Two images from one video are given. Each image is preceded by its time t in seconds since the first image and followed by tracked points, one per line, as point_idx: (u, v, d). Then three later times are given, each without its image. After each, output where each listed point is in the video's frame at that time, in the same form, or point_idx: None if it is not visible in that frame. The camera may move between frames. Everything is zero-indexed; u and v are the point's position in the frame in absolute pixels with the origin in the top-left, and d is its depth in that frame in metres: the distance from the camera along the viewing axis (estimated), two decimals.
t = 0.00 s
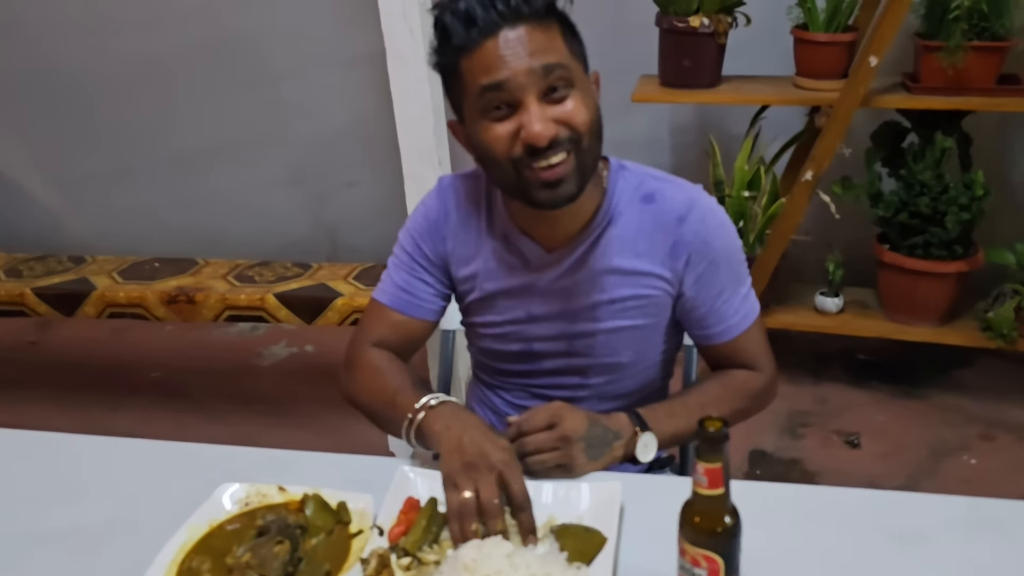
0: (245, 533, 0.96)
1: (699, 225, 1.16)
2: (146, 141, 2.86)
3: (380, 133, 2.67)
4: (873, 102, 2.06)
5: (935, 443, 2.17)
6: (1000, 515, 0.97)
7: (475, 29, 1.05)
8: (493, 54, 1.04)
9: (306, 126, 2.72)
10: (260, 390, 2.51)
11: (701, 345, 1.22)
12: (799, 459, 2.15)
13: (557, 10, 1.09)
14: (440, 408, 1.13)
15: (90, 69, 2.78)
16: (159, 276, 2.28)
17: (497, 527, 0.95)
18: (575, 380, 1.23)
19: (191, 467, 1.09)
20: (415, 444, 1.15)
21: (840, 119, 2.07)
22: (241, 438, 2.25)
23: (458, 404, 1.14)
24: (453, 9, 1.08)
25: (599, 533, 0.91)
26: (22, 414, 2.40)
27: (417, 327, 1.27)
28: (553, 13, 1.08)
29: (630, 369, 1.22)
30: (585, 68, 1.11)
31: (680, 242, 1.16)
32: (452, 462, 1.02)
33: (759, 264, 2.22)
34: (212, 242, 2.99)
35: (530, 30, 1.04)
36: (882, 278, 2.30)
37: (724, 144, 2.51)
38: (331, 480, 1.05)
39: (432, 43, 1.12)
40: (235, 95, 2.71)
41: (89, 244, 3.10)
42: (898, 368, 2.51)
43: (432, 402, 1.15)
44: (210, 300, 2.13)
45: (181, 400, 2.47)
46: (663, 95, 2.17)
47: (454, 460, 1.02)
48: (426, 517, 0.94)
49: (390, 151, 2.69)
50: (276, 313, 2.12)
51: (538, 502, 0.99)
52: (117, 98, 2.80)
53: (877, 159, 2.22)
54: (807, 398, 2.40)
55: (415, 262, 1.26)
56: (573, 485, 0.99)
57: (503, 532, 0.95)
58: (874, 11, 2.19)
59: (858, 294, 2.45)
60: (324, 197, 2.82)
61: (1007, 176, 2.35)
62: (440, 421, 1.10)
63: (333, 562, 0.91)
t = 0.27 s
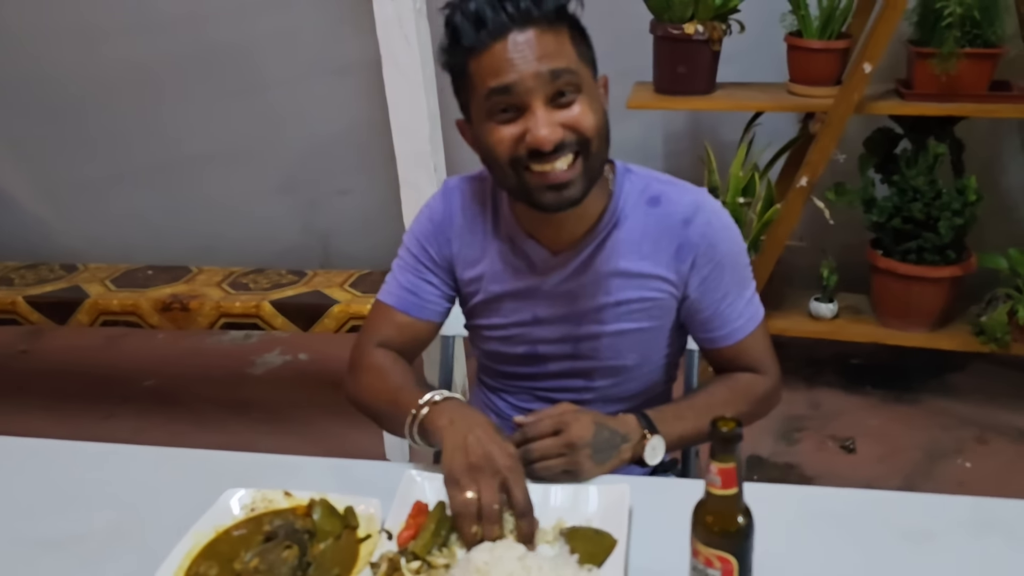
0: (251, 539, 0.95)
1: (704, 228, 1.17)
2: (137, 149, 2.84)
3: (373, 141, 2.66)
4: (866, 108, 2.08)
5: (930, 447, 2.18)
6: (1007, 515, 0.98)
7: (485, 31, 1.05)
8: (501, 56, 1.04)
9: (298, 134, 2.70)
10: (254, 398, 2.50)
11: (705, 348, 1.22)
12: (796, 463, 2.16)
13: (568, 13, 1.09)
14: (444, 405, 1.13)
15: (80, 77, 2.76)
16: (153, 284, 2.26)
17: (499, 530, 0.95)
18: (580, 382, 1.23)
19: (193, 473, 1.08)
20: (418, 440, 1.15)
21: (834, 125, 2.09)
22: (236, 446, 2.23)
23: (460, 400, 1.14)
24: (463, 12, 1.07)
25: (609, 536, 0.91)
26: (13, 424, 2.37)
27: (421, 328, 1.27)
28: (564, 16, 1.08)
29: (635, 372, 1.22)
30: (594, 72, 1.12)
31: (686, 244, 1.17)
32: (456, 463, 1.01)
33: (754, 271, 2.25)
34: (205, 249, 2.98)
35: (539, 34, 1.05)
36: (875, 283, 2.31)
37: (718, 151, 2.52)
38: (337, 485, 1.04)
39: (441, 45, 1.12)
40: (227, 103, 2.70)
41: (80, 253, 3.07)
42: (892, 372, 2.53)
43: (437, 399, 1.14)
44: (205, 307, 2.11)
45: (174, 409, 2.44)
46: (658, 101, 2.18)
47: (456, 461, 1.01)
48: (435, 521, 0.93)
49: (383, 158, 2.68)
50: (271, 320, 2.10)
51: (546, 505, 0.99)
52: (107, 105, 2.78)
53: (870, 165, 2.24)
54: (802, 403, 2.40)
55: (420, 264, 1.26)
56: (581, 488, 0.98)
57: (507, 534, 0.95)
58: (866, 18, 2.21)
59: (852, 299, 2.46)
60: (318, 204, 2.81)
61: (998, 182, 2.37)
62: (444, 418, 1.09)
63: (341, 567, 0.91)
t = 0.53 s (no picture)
0: (258, 544, 0.95)
1: (709, 232, 1.18)
2: (132, 153, 2.83)
3: (369, 145, 2.66)
4: (862, 111, 2.09)
5: (926, 448, 2.19)
6: (1010, 516, 0.98)
7: (499, 47, 1.05)
8: (511, 74, 1.04)
9: (294, 138, 2.70)
10: (251, 403, 2.49)
11: (707, 350, 1.23)
12: (793, 465, 2.17)
13: (582, 30, 1.08)
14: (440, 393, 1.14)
15: (74, 81, 2.75)
16: (150, 289, 2.25)
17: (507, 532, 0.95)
18: (583, 385, 1.23)
19: (198, 478, 1.08)
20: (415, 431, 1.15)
21: (829, 129, 2.09)
22: (234, 451, 2.23)
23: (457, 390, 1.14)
24: (475, 22, 1.08)
25: (616, 539, 0.91)
26: (9, 430, 2.36)
27: (419, 324, 1.28)
28: (577, 32, 1.07)
29: (637, 373, 1.23)
30: (604, 89, 1.11)
31: (690, 248, 1.18)
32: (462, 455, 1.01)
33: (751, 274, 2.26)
34: (201, 253, 2.97)
35: (552, 53, 1.04)
36: (871, 285, 2.32)
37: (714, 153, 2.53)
38: (344, 490, 1.04)
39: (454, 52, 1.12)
40: (222, 108, 2.69)
41: (74, 257, 3.06)
42: (887, 374, 2.54)
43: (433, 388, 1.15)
44: (203, 311, 2.11)
45: (171, 414, 2.44)
46: (655, 105, 2.19)
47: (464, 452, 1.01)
48: (443, 525, 0.94)
49: (379, 162, 2.68)
50: (269, 324, 2.10)
51: (551, 507, 0.99)
52: (102, 109, 2.78)
53: (865, 167, 2.25)
54: (799, 405, 2.41)
55: (423, 261, 1.26)
56: (587, 492, 0.98)
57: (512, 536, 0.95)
58: (860, 22, 2.22)
59: (847, 301, 2.48)
60: (313, 208, 2.81)
61: (991, 184, 2.39)
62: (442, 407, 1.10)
63: (349, 571, 0.91)
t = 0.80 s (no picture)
0: (263, 546, 0.95)
1: (718, 234, 1.19)
2: (128, 152, 2.82)
3: (366, 144, 2.65)
4: (860, 109, 2.09)
5: (924, 445, 2.20)
6: (1012, 513, 0.99)
7: (513, 89, 1.01)
8: (522, 122, 1.01)
9: (292, 138, 2.69)
10: (250, 403, 2.49)
11: (713, 351, 1.24)
12: (792, 462, 2.17)
13: (605, 69, 1.04)
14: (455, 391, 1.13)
15: (71, 81, 2.74)
16: (148, 289, 2.25)
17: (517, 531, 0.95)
18: (587, 385, 1.25)
19: (202, 480, 1.08)
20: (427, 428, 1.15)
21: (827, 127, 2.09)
22: (232, 451, 2.22)
23: (471, 386, 1.14)
24: (494, 48, 1.04)
25: (621, 538, 0.91)
26: (6, 431, 2.35)
27: (423, 322, 1.28)
28: (598, 73, 1.03)
29: (641, 373, 1.24)
30: (620, 126, 1.08)
31: (699, 250, 1.19)
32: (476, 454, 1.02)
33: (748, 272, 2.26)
34: (198, 253, 2.97)
35: (566, 105, 1.01)
36: (869, 283, 2.33)
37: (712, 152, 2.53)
38: (348, 490, 1.04)
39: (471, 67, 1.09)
40: (220, 108, 2.68)
41: (70, 258, 3.05)
42: (884, 371, 2.55)
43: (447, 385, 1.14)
44: (202, 311, 2.10)
45: (169, 414, 2.43)
46: (653, 104, 2.19)
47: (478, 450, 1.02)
48: (448, 525, 0.94)
49: (376, 161, 2.68)
50: (268, 324, 2.09)
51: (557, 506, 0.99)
52: (98, 109, 2.76)
53: (862, 166, 2.26)
54: (797, 402, 2.42)
55: (428, 258, 1.26)
56: (592, 490, 0.99)
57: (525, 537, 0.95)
58: (858, 21, 2.23)
59: (845, 299, 2.48)
60: (311, 208, 2.80)
61: (987, 182, 2.40)
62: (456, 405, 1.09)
63: (354, 572, 0.91)
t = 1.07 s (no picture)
0: (263, 540, 0.94)
1: (736, 238, 1.18)
2: (126, 147, 2.81)
3: (366, 139, 2.64)
4: (863, 102, 2.08)
5: (925, 439, 2.19)
6: (1018, 507, 0.98)
7: (535, 88, 0.98)
8: (539, 123, 0.98)
9: (291, 133, 2.68)
10: (248, 398, 2.48)
11: (732, 352, 1.25)
12: (793, 457, 2.17)
13: (630, 77, 1.01)
14: (456, 392, 1.12)
15: (69, 75, 2.72)
16: (146, 284, 2.24)
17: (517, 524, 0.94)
18: (596, 386, 1.24)
19: (201, 475, 1.07)
20: (429, 429, 1.14)
21: (829, 121, 2.08)
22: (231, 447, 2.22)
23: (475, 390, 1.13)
24: (518, 43, 1.01)
25: (625, 532, 0.90)
26: (4, 426, 2.34)
27: (425, 319, 1.27)
28: (623, 80, 1.00)
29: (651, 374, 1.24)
30: (641, 135, 1.04)
31: (715, 253, 1.18)
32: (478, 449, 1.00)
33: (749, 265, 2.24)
34: (197, 248, 2.96)
35: (588, 111, 0.97)
36: (870, 277, 2.32)
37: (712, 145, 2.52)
38: (347, 485, 1.03)
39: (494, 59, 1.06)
40: (220, 102, 2.67)
41: (69, 253, 3.04)
42: (885, 365, 2.54)
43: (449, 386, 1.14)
44: (200, 307, 2.09)
45: (167, 409, 2.42)
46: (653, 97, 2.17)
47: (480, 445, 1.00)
48: (449, 520, 0.93)
49: (375, 156, 2.66)
50: (267, 319, 2.08)
51: (559, 501, 0.98)
52: (95, 104, 2.75)
53: (864, 159, 2.25)
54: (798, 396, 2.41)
55: (434, 254, 1.25)
56: (594, 484, 0.98)
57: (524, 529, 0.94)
58: (860, 13, 2.22)
59: (846, 293, 2.48)
60: (309, 202, 2.79)
61: (989, 175, 2.39)
62: (460, 407, 1.08)
63: (355, 566, 0.90)
